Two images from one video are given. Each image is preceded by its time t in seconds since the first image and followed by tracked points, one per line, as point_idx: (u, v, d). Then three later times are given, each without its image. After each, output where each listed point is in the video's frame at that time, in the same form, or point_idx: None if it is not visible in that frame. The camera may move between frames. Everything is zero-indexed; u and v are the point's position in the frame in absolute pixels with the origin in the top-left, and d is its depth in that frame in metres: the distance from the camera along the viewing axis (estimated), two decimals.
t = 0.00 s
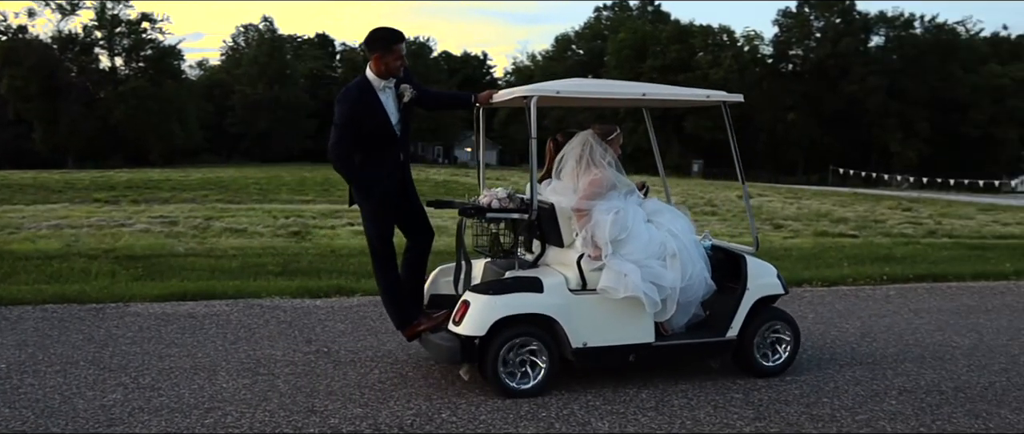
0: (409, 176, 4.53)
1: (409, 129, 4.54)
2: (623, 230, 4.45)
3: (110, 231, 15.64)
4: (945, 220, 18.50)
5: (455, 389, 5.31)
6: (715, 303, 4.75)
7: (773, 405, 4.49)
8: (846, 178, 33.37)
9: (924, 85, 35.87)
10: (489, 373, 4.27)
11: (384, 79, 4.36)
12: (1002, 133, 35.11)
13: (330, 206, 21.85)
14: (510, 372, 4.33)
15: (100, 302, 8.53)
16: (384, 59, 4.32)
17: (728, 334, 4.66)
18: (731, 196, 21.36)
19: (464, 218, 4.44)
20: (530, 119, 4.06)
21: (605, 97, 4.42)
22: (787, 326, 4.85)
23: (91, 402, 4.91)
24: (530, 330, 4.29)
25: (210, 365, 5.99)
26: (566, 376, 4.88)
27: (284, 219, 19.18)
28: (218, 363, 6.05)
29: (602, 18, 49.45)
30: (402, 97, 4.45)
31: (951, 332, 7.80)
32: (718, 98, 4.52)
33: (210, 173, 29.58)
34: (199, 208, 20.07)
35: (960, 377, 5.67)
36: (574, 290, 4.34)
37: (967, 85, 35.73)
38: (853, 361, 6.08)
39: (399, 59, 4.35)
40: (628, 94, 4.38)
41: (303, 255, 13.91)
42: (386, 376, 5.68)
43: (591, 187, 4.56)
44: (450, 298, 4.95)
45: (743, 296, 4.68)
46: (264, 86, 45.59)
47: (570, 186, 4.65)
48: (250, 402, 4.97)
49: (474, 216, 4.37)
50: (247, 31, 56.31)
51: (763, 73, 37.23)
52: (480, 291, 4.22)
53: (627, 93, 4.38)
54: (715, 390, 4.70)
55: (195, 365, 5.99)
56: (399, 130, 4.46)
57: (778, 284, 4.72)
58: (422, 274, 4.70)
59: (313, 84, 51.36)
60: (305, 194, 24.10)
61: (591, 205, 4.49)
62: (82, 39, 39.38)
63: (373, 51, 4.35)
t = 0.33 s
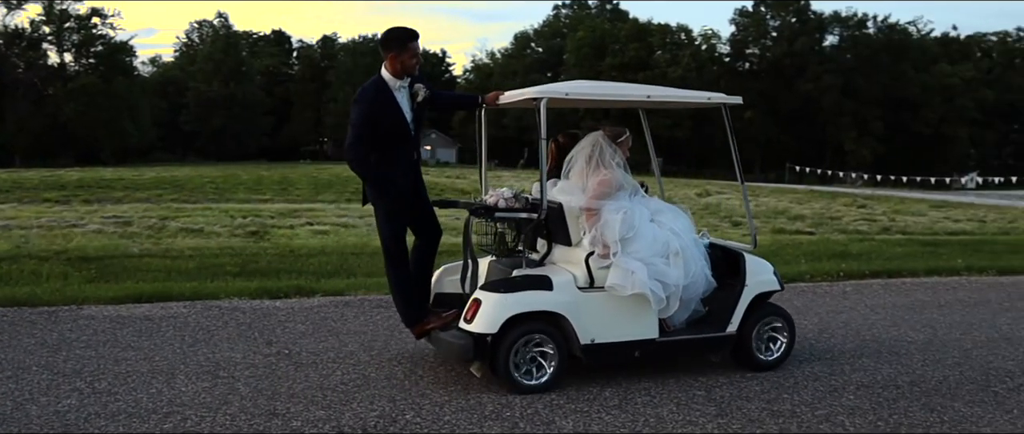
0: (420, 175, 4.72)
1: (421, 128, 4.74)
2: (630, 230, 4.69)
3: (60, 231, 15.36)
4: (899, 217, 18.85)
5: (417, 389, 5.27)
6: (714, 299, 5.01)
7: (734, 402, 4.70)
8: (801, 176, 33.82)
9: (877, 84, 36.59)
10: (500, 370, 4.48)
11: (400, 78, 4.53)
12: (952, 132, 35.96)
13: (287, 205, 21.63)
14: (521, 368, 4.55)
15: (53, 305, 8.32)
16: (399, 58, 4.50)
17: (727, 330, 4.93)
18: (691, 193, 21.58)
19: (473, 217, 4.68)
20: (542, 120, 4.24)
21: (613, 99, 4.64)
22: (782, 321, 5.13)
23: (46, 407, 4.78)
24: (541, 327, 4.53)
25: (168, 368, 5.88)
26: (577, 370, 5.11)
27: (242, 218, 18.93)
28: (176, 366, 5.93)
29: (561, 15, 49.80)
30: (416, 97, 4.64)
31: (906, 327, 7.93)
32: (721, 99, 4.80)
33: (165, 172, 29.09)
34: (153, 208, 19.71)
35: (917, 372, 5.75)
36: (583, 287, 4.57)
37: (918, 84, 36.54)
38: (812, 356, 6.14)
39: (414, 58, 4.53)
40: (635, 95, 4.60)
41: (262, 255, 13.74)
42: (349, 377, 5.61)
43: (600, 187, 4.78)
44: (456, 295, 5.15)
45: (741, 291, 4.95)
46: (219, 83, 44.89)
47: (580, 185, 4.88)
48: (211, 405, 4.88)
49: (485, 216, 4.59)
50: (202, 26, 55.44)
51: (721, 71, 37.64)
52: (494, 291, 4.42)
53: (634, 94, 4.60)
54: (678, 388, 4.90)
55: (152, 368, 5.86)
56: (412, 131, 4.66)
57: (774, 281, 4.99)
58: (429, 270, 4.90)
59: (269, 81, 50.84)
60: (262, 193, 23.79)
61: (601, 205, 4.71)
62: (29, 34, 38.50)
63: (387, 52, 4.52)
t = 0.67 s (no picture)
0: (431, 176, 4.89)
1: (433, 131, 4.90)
2: (636, 231, 4.86)
3: (11, 232, 15.02)
4: (855, 214, 19.13)
5: (380, 391, 5.21)
6: (710, 296, 5.26)
7: (697, 400, 4.74)
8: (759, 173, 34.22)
9: (833, 83, 37.15)
10: (510, 368, 4.65)
11: (414, 78, 4.70)
12: (905, 130, 36.66)
13: (246, 205, 21.34)
14: (530, 366, 4.72)
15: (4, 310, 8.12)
16: (414, 57, 4.68)
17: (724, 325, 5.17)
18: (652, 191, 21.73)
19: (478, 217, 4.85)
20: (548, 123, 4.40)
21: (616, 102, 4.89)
22: (774, 315, 5.40)
23: None
24: (550, 326, 4.71)
25: (124, 373, 5.73)
26: (580, 367, 5.27)
27: (199, 218, 18.61)
28: (132, 371, 5.78)
29: (520, 13, 49.99)
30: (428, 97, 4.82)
31: (864, 323, 8.03)
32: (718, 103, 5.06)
33: (119, 171, 28.49)
34: (108, 208, 19.32)
35: (875, 368, 5.82)
36: (588, 285, 4.77)
37: (873, 83, 37.16)
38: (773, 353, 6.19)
39: (428, 58, 4.71)
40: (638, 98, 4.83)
41: (220, 255, 13.59)
42: (309, 380, 5.52)
43: (607, 188, 4.94)
44: (461, 295, 5.29)
45: (739, 286, 5.22)
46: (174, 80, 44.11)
47: (588, 184, 5.03)
48: (168, 411, 4.76)
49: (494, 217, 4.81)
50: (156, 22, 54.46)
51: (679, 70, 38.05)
52: (504, 289, 4.58)
53: (637, 99, 4.84)
54: (641, 388, 4.94)
55: (107, 374, 5.70)
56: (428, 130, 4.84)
57: (767, 276, 5.29)
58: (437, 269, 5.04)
59: (225, 78, 50.13)
60: (219, 192, 23.41)
61: (609, 205, 4.87)
62: None
63: (402, 52, 4.69)
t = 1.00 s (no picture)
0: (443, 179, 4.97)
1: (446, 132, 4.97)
2: (639, 230, 5.00)
3: None
4: (815, 211, 19.36)
5: (343, 394, 5.11)
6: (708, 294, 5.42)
7: (661, 399, 4.73)
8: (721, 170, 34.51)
9: (792, 80, 37.62)
10: (520, 363, 4.76)
11: (427, 77, 4.76)
12: (862, 128, 37.30)
13: (204, 204, 20.99)
14: (538, 362, 4.83)
15: None
16: (427, 57, 4.74)
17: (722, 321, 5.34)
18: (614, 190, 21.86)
19: (485, 218, 4.90)
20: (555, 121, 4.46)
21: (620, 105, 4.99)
22: (769, 311, 5.57)
23: None
24: (557, 324, 4.82)
25: (79, 379, 5.56)
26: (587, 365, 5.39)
27: (155, 219, 18.25)
28: (87, 377, 5.62)
29: (482, 11, 50.05)
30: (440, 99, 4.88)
31: (824, 320, 8.10)
32: (717, 105, 5.20)
33: (73, 171, 27.88)
34: (62, 209, 18.91)
35: (835, 365, 5.84)
36: (594, 284, 4.88)
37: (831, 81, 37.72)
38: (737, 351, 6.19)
39: (440, 57, 4.76)
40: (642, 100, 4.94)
41: (179, 257, 13.35)
42: (270, 384, 5.40)
43: (613, 189, 5.10)
44: (465, 295, 5.43)
45: (734, 283, 5.40)
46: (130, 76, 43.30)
47: (592, 186, 5.19)
48: (125, 417, 4.63)
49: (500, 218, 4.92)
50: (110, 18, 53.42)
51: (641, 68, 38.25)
52: (511, 289, 4.67)
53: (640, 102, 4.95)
54: (606, 387, 4.92)
55: (61, 380, 5.53)
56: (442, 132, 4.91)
57: (762, 273, 5.48)
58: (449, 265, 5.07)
59: (182, 75, 49.36)
60: (178, 192, 23.03)
61: (614, 206, 5.02)
62: None
63: (414, 52, 4.74)
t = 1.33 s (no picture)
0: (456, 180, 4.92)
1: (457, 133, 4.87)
2: (642, 228, 5.07)
3: None
4: (779, 208, 19.50)
5: (307, 398, 5.00)
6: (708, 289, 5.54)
7: (628, 399, 4.69)
8: (687, 168, 34.67)
9: (756, 78, 37.99)
10: (529, 362, 4.78)
11: (440, 77, 4.75)
12: (826, 126, 37.79)
13: (164, 204, 20.59)
14: (546, 359, 4.85)
15: None
16: (440, 58, 4.73)
17: (722, 315, 5.48)
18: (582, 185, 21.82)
19: (492, 217, 4.98)
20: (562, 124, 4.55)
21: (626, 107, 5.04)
22: (766, 306, 5.71)
23: None
24: (565, 321, 4.85)
25: (35, 385, 5.38)
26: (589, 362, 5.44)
27: (115, 220, 17.84)
28: (43, 384, 5.44)
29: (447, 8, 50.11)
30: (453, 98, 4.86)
31: (788, 318, 8.11)
32: (717, 107, 5.28)
33: (28, 169, 27.30)
34: (16, 210, 18.43)
35: (799, 362, 5.59)
36: (600, 281, 4.94)
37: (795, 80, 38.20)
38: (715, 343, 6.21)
39: (453, 58, 4.77)
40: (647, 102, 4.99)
41: (138, 258, 13.05)
42: (232, 389, 5.27)
43: (618, 189, 5.15)
44: (472, 294, 5.47)
45: (732, 279, 5.56)
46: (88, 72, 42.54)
47: (598, 186, 5.21)
48: (82, 425, 4.48)
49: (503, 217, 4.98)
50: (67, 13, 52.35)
51: (607, 66, 38.55)
52: (519, 288, 4.70)
53: (646, 105, 5.01)
54: (572, 387, 4.86)
55: (17, 387, 5.36)
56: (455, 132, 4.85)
57: (758, 268, 5.63)
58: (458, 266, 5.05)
59: (142, 72, 48.61)
60: (138, 192, 22.65)
61: (621, 205, 5.08)
62: None
63: (428, 52, 4.75)
